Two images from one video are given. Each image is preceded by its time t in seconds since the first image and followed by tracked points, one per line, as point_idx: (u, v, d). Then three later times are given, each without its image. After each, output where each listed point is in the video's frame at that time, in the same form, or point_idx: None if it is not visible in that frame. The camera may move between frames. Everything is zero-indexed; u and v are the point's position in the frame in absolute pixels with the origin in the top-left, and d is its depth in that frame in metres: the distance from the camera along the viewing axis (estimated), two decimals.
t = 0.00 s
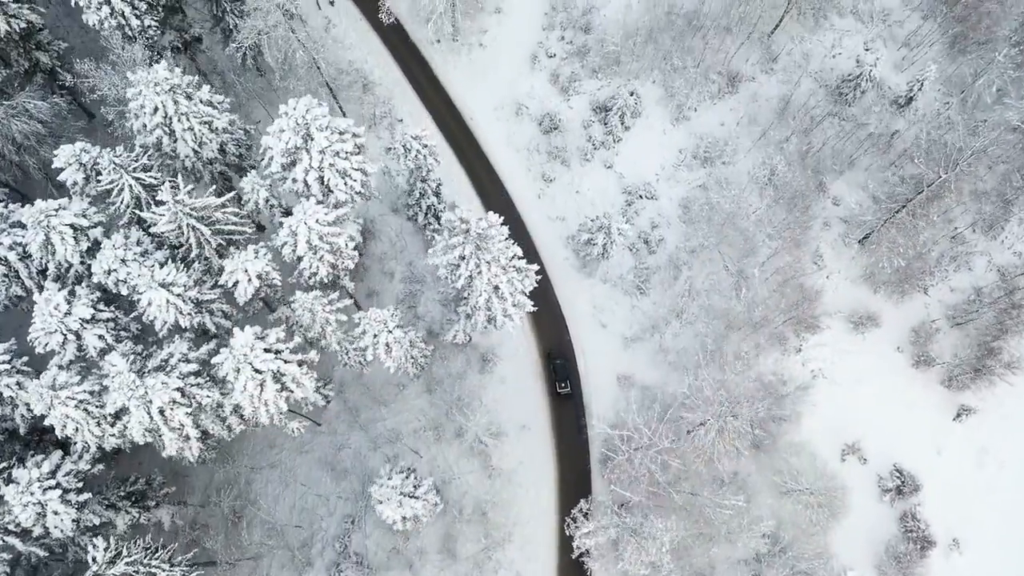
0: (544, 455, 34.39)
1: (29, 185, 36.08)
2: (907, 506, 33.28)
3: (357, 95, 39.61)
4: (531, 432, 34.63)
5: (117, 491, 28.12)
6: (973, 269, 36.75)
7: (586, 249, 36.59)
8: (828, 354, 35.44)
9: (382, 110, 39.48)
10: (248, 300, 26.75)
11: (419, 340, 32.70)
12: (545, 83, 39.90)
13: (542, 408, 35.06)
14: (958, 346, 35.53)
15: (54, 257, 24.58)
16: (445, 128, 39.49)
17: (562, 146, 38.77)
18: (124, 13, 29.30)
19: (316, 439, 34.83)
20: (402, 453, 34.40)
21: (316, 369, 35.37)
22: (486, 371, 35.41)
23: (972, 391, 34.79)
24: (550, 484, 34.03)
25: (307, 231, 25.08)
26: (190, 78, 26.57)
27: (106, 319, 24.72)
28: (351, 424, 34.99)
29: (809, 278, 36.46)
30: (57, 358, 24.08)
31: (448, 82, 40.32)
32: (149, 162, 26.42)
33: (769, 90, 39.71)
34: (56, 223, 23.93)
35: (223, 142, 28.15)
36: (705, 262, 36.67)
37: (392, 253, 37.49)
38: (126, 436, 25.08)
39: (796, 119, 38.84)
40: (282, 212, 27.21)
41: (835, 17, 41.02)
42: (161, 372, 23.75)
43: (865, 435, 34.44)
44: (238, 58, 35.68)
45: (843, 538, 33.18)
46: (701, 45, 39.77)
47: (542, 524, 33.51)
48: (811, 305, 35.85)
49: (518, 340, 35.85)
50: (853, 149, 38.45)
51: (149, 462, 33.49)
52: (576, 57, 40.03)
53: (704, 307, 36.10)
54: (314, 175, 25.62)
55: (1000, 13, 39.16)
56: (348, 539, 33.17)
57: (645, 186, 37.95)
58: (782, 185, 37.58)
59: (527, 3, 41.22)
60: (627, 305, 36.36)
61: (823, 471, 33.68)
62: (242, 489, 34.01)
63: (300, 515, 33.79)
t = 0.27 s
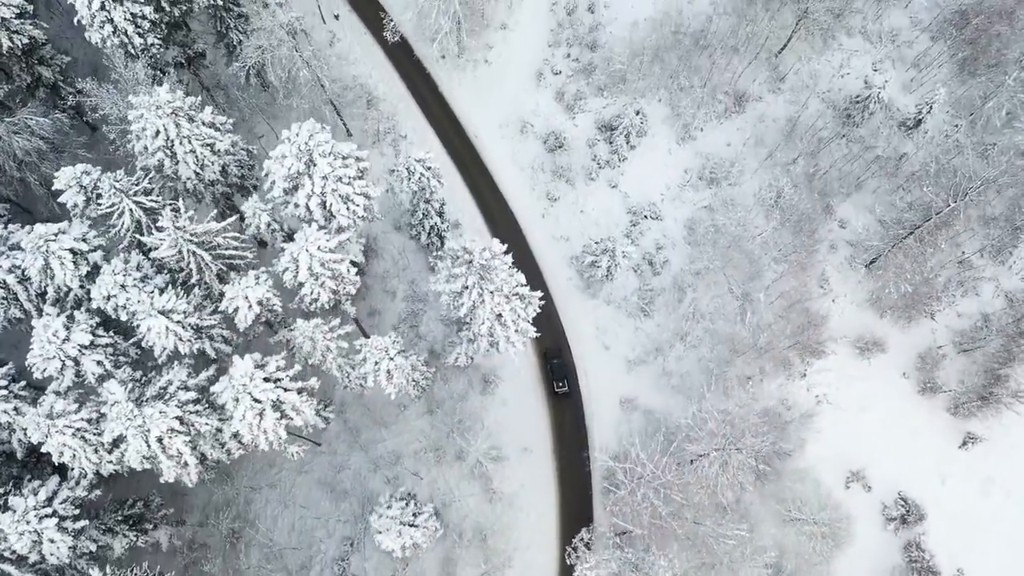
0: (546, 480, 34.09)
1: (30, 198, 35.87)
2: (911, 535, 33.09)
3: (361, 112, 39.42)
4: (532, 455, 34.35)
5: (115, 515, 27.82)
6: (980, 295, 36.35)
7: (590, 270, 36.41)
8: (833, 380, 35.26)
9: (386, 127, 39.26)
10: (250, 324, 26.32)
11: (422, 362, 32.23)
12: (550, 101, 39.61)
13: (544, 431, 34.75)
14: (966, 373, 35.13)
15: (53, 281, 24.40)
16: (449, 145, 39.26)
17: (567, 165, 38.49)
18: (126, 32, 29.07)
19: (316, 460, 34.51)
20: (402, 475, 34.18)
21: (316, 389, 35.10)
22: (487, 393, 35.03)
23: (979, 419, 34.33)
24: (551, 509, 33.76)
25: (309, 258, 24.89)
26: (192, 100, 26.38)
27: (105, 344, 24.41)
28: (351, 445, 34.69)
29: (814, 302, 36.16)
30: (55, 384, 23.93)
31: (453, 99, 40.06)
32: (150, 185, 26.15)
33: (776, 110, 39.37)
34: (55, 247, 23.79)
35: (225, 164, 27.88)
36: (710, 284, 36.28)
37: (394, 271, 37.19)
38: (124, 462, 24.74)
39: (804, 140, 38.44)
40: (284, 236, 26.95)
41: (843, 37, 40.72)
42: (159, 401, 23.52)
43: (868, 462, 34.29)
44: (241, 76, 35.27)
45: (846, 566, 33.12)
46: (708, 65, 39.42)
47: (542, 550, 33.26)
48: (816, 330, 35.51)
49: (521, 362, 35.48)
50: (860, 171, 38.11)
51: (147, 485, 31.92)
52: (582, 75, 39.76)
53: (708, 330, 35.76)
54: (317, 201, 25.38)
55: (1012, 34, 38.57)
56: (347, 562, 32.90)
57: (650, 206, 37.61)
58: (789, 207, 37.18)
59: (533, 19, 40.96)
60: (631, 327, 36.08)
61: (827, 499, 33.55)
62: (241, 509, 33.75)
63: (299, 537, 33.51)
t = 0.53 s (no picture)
0: (547, 504, 33.81)
1: (31, 212, 35.62)
2: (916, 565, 32.73)
3: (365, 128, 39.16)
4: (533, 479, 34.07)
5: (112, 539, 27.47)
6: (988, 321, 35.92)
7: (594, 292, 36.11)
8: (838, 406, 34.77)
9: (390, 142, 38.97)
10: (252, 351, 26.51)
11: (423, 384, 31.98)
12: (556, 118, 39.33)
13: (546, 454, 34.46)
14: (972, 401, 34.74)
15: (52, 305, 24.14)
16: (453, 161, 38.94)
17: (572, 184, 38.19)
18: (129, 50, 28.84)
19: (316, 480, 34.29)
20: (402, 497, 33.91)
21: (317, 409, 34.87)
22: (489, 415, 34.73)
23: (985, 448, 33.90)
24: (551, 534, 33.46)
25: (310, 284, 24.67)
26: (194, 122, 26.17)
27: (103, 370, 24.17)
28: (351, 465, 34.43)
29: (820, 327, 35.72)
30: (52, 411, 23.63)
31: (457, 115, 39.76)
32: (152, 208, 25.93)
33: (783, 131, 39.01)
34: (54, 272, 23.51)
35: (227, 185, 27.64)
36: (714, 307, 35.96)
37: (396, 289, 36.91)
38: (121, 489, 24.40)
39: (811, 162, 38.05)
40: (286, 260, 26.66)
41: (852, 57, 40.41)
42: (157, 430, 23.26)
43: (873, 490, 33.84)
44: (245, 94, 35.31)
45: None
46: (715, 84, 39.26)
47: None
48: (821, 355, 35.16)
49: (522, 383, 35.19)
50: (867, 194, 37.75)
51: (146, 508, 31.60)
52: (588, 92, 39.48)
53: (712, 354, 35.43)
54: (319, 227, 25.07)
55: None
56: None
57: (655, 227, 37.32)
58: (795, 230, 36.80)
59: (540, 36, 40.72)
60: (634, 350, 35.80)
61: (831, 529, 33.26)
62: (240, 529, 33.49)
63: (297, 558, 33.24)
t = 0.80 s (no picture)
0: (547, 528, 33.50)
1: (32, 225, 35.40)
2: None
3: (369, 144, 38.90)
4: (534, 503, 33.76)
5: (107, 563, 26.92)
6: (996, 348, 35.51)
7: (597, 313, 35.79)
8: (842, 432, 34.58)
9: (394, 158, 38.71)
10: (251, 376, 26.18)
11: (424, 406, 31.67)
12: (561, 136, 39.01)
13: (547, 478, 34.16)
14: (978, 430, 34.38)
15: (50, 329, 23.90)
16: (456, 178, 38.67)
17: (576, 203, 37.87)
18: (132, 68, 28.58)
19: (315, 500, 34.01)
20: (402, 519, 33.63)
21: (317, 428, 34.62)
22: (489, 436, 34.43)
23: (990, 477, 33.59)
24: (551, 559, 33.16)
25: (310, 311, 24.41)
26: (196, 144, 25.88)
27: (100, 396, 23.91)
28: (350, 485, 34.15)
29: (825, 352, 35.36)
30: (49, 436, 23.53)
31: (462, 132, 39.49)
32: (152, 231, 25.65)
33: (790, 152, 38.66)
34: (52, 297, 23.27)
35: (229, 207, 27.36)
36: (718, 330, 35.66)
37: (398, 307, 36.63)
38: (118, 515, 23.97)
39: (818, 185, 37.72)
40: (287, 284, 26.38)
41: (860, 77, 40.08)
42: (154, 459, 23.02)
43: (876, 519, 33.58)
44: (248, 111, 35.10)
45: None
46: (722, 104, 38.98)
47: None
48: (825, 381, 34.82)
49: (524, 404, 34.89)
50: (875, 217, 37.38)
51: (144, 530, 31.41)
52: (593, 110, 39.15)
53: (716, 377, 35.13)
54: (321, 254, 24.78)
55: None
56: None
57: (659, 248, 36.98)
58: (801, 253, 36.50)
59: (546, 53, 40.42)
60: (637, 372, 35.48)
61: (834, 559, 33.01)
62: (238, 549, 33.22)
63: None
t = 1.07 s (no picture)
0: (547, 552, 33.20)
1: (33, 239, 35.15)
2: None
3: (373, 160, 38.68)
4: (534, 526, 33.49)
5: None
6: (1002, 375, 35.14)
7: (600, 335, 35.43)
8: (846, 458, 34.27)
9: (397, 174, 38.42)
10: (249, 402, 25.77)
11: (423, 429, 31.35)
12: (566, 154, 38.71)
13: (547, 501, 33.86)
14: (984, 458, 34.05)
15: (47, 354, 23.57)
16: (460, 195, 38.40)
17: (580, 223, 37.56)
18: (134, 87, 28.27)
19: (314, 520, 33.73)
20: (401, 540, 33.40)
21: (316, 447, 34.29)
22: (490, 458, 34.13)
23: (995, 506, 33.31)
24: None
25: (311, 338, 24.19)
26: (197, 166, 25.69)
27: (97, 422, 23.59)
28: (349, 506, 33.86)
29: (829, 377, 35.03)
30: (45, 462, 23.23)
31: (466, 148, 39.21)
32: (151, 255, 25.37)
33: (797, 173, 38.25)
34: (50, 322, 22.99)
35: (230, 230, 27.06)
36: (722, 353, 35.31)
37: (399, 325, 36.30)
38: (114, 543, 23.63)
39: (825, 208, 37.35)
40: (287, 309, 26.08)
41: (869, 97, 39.53)
42: (151, 489, 22.76)
43: (881, 546, 33.47)
44: (251, 127, 34.82)
45: None
46: (728, 124, 38.62)
47: None
48: (830, 407, 34.46)
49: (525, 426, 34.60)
50: (882, 241, 36.90)
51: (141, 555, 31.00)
52: (599, 128, 38.80)
53: (719, 401, 34.81)
54: (321, 280, 24.47)
55: None
56: None
57: (664, 269, 36.66)
58: (807, 277, 36.10)
59: (552, 70, 40.13)
60: (640, 395, 35.17)
61: None
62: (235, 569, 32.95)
63: None
